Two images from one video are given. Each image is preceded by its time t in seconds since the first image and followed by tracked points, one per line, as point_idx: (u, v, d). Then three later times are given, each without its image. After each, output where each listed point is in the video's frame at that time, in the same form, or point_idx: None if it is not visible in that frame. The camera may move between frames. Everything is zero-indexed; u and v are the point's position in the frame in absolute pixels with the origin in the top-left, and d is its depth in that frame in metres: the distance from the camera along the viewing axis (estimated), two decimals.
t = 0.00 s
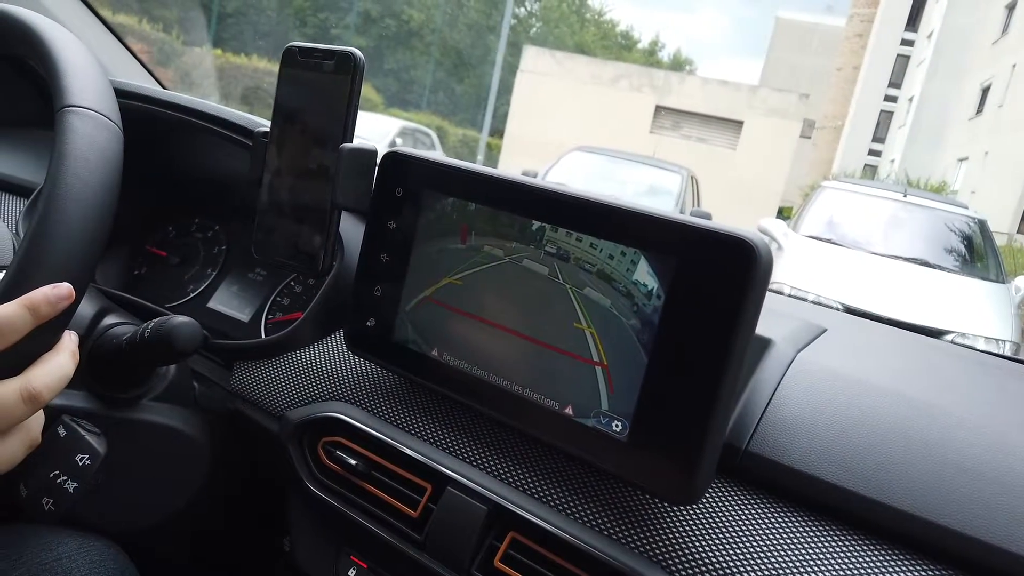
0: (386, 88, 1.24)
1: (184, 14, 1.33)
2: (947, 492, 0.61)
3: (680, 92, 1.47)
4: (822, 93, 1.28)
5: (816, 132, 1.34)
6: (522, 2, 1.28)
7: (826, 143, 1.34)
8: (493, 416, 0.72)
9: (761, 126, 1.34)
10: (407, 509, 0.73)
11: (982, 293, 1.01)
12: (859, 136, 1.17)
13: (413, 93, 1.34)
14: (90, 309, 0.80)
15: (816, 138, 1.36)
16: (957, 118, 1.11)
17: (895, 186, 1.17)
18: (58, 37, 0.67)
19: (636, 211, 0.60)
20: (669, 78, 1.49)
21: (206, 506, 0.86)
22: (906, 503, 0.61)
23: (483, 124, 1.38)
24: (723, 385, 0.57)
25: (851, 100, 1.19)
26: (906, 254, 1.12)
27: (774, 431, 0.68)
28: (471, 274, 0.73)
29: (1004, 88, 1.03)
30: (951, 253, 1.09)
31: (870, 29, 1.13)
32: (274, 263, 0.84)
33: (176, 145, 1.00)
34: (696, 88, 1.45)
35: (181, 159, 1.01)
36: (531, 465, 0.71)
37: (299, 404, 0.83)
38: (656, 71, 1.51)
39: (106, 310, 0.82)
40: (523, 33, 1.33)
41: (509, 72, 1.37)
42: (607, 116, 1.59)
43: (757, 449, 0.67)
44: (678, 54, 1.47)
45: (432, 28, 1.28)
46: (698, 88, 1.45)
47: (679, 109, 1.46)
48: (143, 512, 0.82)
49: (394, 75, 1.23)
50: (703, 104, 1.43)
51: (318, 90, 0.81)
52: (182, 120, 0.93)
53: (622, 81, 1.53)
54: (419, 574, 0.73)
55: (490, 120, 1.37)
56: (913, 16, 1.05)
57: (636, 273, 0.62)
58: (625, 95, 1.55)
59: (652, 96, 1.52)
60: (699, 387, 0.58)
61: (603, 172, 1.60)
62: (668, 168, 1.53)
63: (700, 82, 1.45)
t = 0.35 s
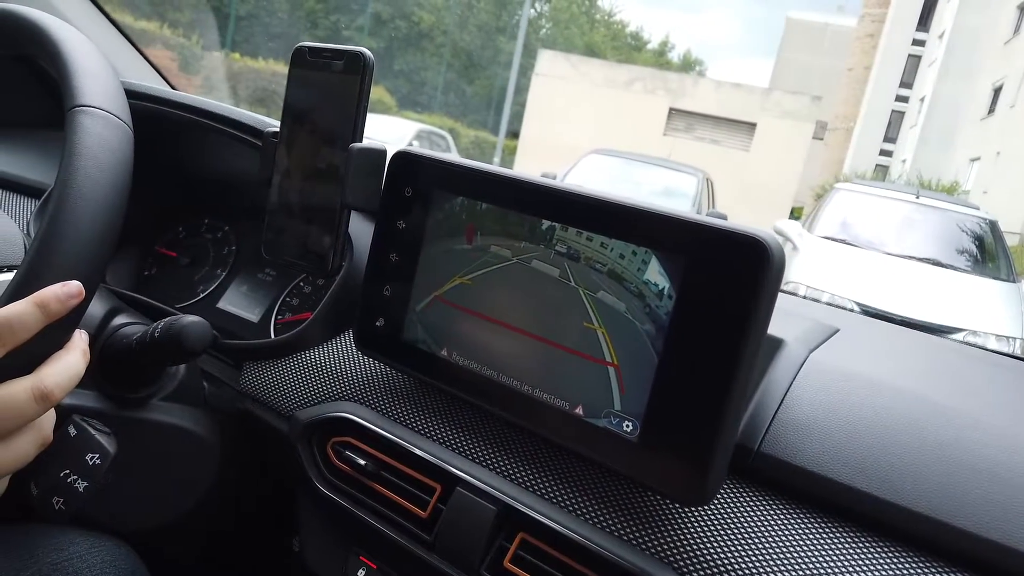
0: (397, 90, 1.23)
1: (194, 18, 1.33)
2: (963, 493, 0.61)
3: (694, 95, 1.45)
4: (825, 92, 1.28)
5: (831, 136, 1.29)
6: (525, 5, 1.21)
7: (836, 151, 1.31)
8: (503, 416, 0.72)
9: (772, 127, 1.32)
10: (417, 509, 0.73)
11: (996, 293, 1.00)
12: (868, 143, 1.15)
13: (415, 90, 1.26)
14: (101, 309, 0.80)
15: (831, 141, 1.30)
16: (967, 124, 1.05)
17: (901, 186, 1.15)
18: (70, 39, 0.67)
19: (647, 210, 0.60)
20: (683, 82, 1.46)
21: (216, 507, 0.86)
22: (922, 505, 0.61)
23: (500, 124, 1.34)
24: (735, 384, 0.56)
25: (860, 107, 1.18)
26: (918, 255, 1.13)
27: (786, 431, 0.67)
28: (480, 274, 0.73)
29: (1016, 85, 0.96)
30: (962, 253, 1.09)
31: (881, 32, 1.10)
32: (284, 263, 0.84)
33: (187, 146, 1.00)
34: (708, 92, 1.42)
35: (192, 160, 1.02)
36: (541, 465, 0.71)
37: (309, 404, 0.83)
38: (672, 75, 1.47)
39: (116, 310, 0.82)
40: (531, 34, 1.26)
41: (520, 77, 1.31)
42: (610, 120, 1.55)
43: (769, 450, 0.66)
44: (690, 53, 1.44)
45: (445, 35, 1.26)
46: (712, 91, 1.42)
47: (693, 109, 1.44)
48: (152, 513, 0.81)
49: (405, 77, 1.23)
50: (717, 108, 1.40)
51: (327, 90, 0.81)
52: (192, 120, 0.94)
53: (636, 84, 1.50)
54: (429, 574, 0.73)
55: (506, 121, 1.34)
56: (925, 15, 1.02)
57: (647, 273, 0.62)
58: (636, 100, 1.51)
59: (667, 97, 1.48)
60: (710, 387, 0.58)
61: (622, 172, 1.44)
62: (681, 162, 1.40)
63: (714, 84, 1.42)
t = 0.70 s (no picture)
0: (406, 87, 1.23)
1: (203, 16, 1.33)
2: (976, 489, 0.60)
3: (705, 93, 1.40)
4: (837, 92, 1.24)
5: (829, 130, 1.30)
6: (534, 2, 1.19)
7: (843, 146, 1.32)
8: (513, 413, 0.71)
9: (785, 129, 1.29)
10: (427, 505, 0.73)
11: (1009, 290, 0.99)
12: (880, 136, 1.13)
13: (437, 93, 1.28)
14: (111, 305, 0.80)
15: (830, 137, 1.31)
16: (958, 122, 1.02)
17: (909, 185, 1.10)
18: (80, 35, 0.67)
19: (659, 205, 0.60)
20: (697, 81, 1.41)
21: (226, 504, 0.86)
22: (935, 501, 0.60)
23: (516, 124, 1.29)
24: (748, 380, 0.56)
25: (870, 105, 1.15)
26: (929, 253, 1.04)
27: (797, 427, 0.67)
28: (490, 270, 0.73)
29: None
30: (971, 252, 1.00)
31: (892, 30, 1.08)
32: (294, 259, 0.84)
33: (197, 143, 1.00)
34: (722, 91, 1.38)
35: (201, 158, 1.02)
36: (551, 462, 0.71)
37: (318, 400, 0.83)
38: (686, 75, 1.41)
39: (127, 306, 0.83)
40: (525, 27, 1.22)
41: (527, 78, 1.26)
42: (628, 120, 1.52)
43: (781, 446, 0.66)
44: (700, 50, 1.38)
45: (454, 34, 1.26)
46: (724, 90, 1.38)
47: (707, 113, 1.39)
48: (161, 510, 0.81)
49: (413, 75, 1.23)
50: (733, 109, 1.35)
51: (336, 86, 0.81)
52: (203, 117, 0.94)
53: (648, 83, 1.46)
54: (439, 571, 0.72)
55: (523, 121, 1.29)
56: (935, 13, 1.00)
57: (659, 268, 0.62)
58: (651, 101, 1.48)
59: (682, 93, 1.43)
60: (723, 384, 0.58)
61: (646, 174, 1.40)
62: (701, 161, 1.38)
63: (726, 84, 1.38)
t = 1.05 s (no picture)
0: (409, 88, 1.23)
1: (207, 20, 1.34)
2: (975, 488, 0.61)
3: (716, 95, 1.38)
4: (845, 92, 1.21)
5: (842, 131, 1.28)
6: (541, 1, 1.20)
7: (849, 146, 1.27)
8: (514, 413, 0.72)
9: (796, 128, 1.28)
10: (430, 506, 0.73)
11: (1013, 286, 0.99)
12: (886, 135, 1.10)
13: (450, 93, 1.32)
14: (117, 308, 0.81)
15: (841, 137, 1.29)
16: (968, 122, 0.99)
17: (918, 185, 1.10)
18: (82, 40, 0.68)
19: (659, 207, 0.60)
20: (706, 82, 1.38)
21: (231, 504, 0.87)
22: (933, 499, 0.61)
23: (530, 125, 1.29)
24: (747, 380, 0.56)
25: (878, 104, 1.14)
26: (940, 252, 1.05)
27: (798, 427, 0.67)
28: (491, 271, 0.73)
29: None
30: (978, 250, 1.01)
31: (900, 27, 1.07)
32: (297, 261, 0.85)
33: (200, 146, 1.01)
34: (733, 92, 1.36)
35: (204, 161, 1.03)
36: (553, 462, 0.71)
37: (321, 401, 0.84)
38: (694, 76, 1.39)
39: (132, 309, 0.83)
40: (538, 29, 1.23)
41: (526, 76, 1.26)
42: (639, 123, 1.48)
43: (781, 446, 0.66)
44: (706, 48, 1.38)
45: (462, 36, 1.27)
46: (734, 90, 1.35)
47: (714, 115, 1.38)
48: (166, 510, 0.82)
49: (422, 75, 1.26)
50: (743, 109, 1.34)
51: (337, 89, 0.81)
52: (207, 120, 0.94)
53: (660, 84, 1.43)
54: (441, 570, 0.73)
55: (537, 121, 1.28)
56: (943, 12, 0.99)
57: (658, 270, 0.62)
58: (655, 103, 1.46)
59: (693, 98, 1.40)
60: (722, 384, 0.58)
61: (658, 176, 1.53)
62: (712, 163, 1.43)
63: (735, 86, 1.35)
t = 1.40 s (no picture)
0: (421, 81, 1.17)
1: (220, 11, 1.34)
2: (992, 481, 0.60)
3: (728, 94, 1.28)
4: (856, 89, 1.14)
5: (854, 129, 1.19)
6: None
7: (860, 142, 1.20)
8: (528, 404, 0.72)
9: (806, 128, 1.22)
10: (443, 496, 0.73)
11: None
12: (895, 131, 1.06)
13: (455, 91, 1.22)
14: (131, 298, 0.81)
15: (854, 135, 1.20)
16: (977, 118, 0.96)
17: (926, 183, 1.04)
18: (97, 28, 0.68)
19: (677, 198, 0.60)
20: (717, 80, 1.27)
21: (244, 493, 0.87)
22: (949, 493, 0.60)
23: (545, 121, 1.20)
24: (764, 371, 0.56)
25: (884, 101, 1.09)
26: (947, 249, 0.98)
27: (814, 419, 0.67)
28: (506, 263, 0.73)
29: None
30: (983, 247, 0.95)
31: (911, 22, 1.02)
32: (310, 252, 0.85)
33: (213, 136, 1.01)
34: (744, 91, 1.26)
35: (217, 151, 1.03)
36: (566, 453, 0.71)
37: (334, 392, 0.84)
38: (704, 75, 1.28)
39: (147, 299, 0.84)
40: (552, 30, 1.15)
41: (541, 71, 1.17)
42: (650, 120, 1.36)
43: (797, 438, 0.66)
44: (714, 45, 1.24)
45: (473, 29, 1.16)
46: (746, 89, 1.26)
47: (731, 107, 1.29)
48: (179, 499, 0.82)
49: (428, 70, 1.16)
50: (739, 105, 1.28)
51: (351, 79, 0.81)
52: (220, 110, 0.95)
53: (672, 83, 1.33)
54: (453, 561, 0.73)
55: (552, 117, 1.20)
56: (953, 8, 0.95)
57: (676, 261, 0.62)
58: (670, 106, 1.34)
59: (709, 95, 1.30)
60: (739, 375, 0.58)
61: (673, 171, 1.37)
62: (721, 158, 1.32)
63: (749, 85, 1.25)
